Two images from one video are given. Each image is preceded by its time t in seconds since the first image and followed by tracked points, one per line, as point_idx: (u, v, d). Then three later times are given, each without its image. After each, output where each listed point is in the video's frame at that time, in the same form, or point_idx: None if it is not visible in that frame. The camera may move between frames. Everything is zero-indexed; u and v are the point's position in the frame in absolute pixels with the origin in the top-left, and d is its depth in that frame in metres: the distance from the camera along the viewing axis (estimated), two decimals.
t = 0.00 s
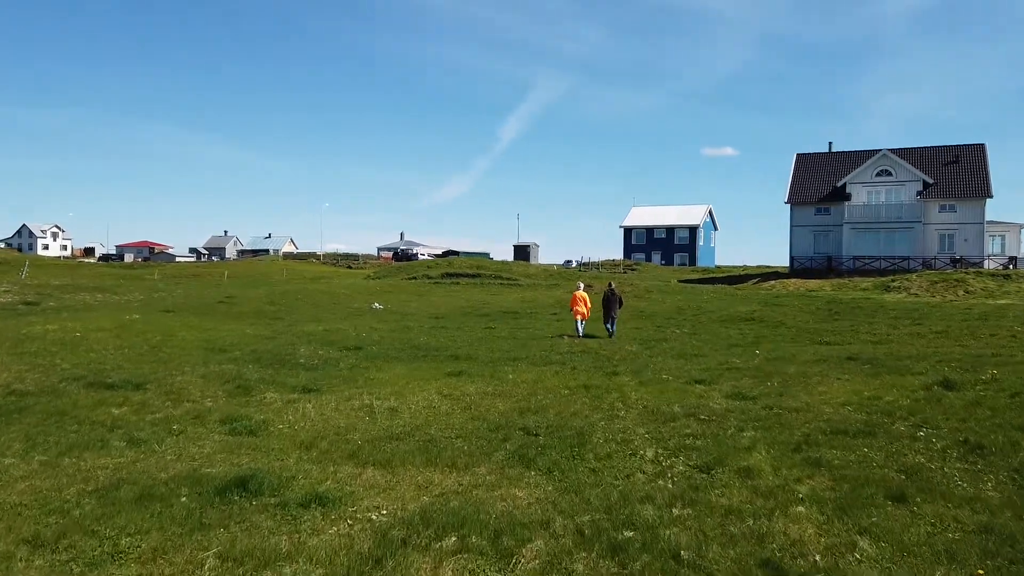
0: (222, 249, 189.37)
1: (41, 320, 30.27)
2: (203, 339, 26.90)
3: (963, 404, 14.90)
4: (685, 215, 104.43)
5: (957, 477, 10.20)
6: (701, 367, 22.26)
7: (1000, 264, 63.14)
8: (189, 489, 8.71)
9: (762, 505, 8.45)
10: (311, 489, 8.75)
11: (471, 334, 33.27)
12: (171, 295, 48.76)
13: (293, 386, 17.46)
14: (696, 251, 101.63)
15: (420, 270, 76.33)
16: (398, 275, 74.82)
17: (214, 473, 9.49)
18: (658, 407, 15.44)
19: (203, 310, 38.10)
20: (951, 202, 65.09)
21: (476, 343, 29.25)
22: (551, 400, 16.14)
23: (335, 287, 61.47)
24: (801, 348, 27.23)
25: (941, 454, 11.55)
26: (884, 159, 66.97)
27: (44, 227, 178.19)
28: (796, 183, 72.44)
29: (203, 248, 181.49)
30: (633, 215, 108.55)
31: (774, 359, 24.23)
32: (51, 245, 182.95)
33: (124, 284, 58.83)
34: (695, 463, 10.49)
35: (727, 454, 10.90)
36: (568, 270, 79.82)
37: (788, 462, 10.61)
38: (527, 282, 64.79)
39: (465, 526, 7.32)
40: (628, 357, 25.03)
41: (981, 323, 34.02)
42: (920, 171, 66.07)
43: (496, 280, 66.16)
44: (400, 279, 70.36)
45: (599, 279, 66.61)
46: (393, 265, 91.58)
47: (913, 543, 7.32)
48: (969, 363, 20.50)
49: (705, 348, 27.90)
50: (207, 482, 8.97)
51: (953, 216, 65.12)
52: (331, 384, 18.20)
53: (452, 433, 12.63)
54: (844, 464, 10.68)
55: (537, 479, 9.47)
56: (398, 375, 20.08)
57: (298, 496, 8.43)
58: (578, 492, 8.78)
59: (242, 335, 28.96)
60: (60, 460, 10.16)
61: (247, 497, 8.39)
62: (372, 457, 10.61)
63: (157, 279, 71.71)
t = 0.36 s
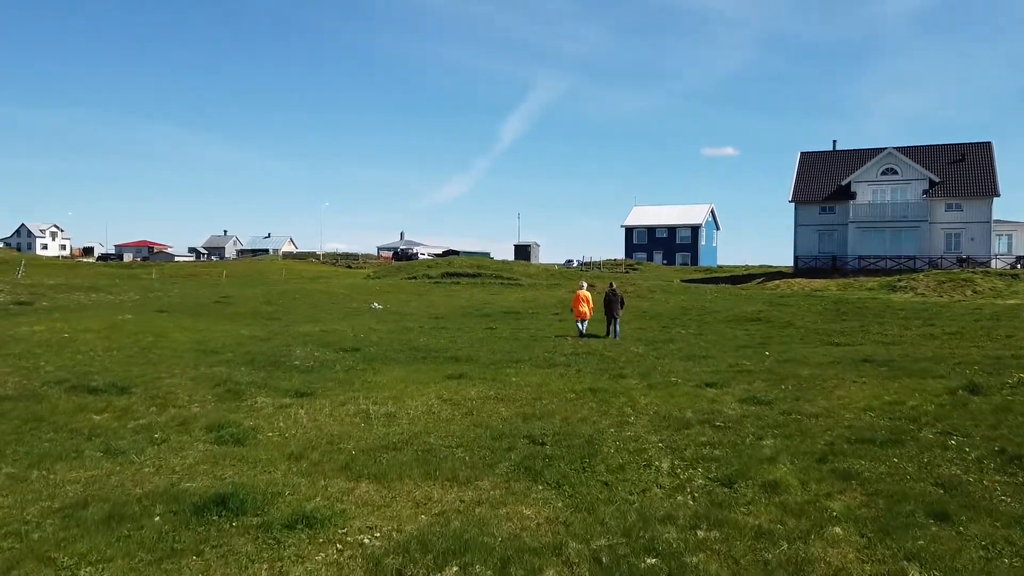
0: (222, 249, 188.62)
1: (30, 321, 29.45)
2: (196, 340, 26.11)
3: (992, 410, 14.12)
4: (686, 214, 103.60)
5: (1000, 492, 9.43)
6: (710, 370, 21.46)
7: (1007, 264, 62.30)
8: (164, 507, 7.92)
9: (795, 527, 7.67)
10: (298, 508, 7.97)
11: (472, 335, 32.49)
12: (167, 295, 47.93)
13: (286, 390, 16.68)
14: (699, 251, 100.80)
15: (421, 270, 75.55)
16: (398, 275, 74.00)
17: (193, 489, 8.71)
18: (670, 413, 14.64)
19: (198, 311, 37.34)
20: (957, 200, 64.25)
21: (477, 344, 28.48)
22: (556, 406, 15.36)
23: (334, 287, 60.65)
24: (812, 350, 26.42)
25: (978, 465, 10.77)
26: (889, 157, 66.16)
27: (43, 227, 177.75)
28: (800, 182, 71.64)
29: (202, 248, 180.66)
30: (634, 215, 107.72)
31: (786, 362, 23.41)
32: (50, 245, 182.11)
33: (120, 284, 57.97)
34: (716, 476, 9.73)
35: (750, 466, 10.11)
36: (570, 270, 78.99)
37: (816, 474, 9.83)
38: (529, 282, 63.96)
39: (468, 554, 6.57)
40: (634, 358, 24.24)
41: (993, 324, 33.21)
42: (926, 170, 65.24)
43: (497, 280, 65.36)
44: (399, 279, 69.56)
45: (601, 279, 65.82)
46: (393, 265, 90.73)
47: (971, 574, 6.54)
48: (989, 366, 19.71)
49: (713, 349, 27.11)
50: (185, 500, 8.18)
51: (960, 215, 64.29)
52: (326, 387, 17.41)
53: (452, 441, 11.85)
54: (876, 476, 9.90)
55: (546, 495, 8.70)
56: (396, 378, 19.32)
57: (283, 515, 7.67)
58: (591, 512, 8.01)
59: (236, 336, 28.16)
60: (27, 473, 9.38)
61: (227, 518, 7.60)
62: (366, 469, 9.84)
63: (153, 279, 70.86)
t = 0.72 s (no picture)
0: (228, 249, 188.48)
1: (27, 322, 28.87)
2: (196, 342, 25.48)
3: None
4: (694, 215, 102.71)
5: None
6: (725, 373, 20.70)
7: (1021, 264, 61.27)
8: (141, 528, 7.22)
9: (837, 553, 6.93)
10: (288, 529, 7.26)
11: (478, 336, 31.78)
12: (169, 296, 47.36)
13: (285, 395, 15.98)
14: (706, 251, 99.93)
15: (426, 270, 74.94)
16: (403, 276, 73.36)
17: (176, 506, 8.00)
18: (686, 420, 13.91)
19: (200, 312, 36.77)
20: (970, 200, 63.25)
21: (482, 346, 27.76)
22: (566, 412, 14.62)
23: (338, 287, 60.06)
24: (828, 352, 25.61)
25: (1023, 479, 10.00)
26: (901, 156, 65.22)
27: (49, 227, 177.98)
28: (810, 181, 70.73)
29: (208, 249, 180.51)
30: (640, 215, 106.87)
31: (803, 365, 22.63)
32: (56, 246, 182.29)
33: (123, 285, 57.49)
34: (743, 492, 8.99)
35: (779, 480, 9.37)
36: (576, 270, 78.23)
37: (852, 490, 9.07)
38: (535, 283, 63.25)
39: None
40: (645, 361, 23.48)
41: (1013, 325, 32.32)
42: (938, 169, 64.28)
43: (503, 280, 64.67)
44: (404, 280, 69.00)
45: (608, 280, 65.07)
46: (398, 265, 90.09)
47: None
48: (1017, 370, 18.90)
49: (725, 351, 26.33)
50: (165, 519, 7.48)
51: (973, 215, 63.29)
52: (326, 391, 16.72)
53: (457, 451, 11.14)
54: (917, 492, 9.13)
55: (560, 514, 7.98)
56: (399, 381, 18.61)
57: (272, 538, 6.95)
58: (611, 534, 7.28)
59: (237, 337, 27.52)
60: None
61: (209, 540, 6.89)
62: (365, 483, 9.13)
63: (157, 279, 70.40)
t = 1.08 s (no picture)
0: (230, 250, 188.07)
1: (18, 322, 28.21)
2: (189, 342, 24.79)
3: None
4: (697, 214, 101.91)
5: None
6: (736, 374, 19.95)
7: None
8: (104, 547, 6.53)
9: None
10: (266, 549, 6.55)
11: (480, 337, 31.05)
12: (168, 296, 46.73)
13: (277, 397, 15.28)
14: (710, 251, 99.11)
15: (428, 270, 74.26)
16: (404, 275, 72.70)
17: (145, 522, 7.30)
18: (699, 424, 13.18)
19: (197, 312, 36.12)
20: (979, 198, 62.35)
21: (484, 347, 27.05)
22: (572, 415, 13.92)
23: (339, 287, 59.40)
24: (840, 353, 24.82)
25: None
26: (908, 154, 64.39)
27: (52, 227, 177.75)
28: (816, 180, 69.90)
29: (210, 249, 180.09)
30: (644, 215, 106.10)
31: (815, 365, 21.88)
32: (59, 247, 182.08)
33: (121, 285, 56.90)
34: (765, 504, 8.28)
35: (804, 491, 8.64)
36: (579, 270, 77.51)
37: (884, 503, 8.35)
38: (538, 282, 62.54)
39: None
40: (652, 362, 22.73)
41: None
42: (946, 167, 63.44)
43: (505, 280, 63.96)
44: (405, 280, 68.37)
45: (612, 279, 64.37)
46: (400, 265, 89.48)
47: None
48: None
49: (734, 352, 25.56)
50: (131, 537, 6.79)
51: (982, 213, 62.40)
52: (320, 393, 16.01)
53: (456, 458, 10.43)
54: (955, 504, 8.40)
55: (567, 530, 7.28)
56: (397, 383, 17.90)
57: (246, 559, 6.26)
58: (623, 554, 6.58)
59: (233, 337, 26.85)
60: None
61: (176, 562, 6.20)
62: (355, 494, 8.43)
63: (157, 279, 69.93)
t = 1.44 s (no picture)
0: (229, 250, 187.38)
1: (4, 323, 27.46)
2: (178, 345, 24.01)
3: None
4: (698, 214, 101.19)
5: None
6: (743, 378, 19.22)
7: None
8: None
9: None
10: None
11: (478, 338, 30.28)
12: (162, 296, 46.05)
13: (263, 403, 14.53)
14: (711, 251, 98.40)
15: (427, 270, 73.47)
16: (403, 276, 71.89)
17: (97, 552, 6.57)
18: (708, 435, 12.44)
19: (189, 313, 35.36)
20: (984, 197, 61.55)
21: (482, 349, 26.31)
22: (573, 423, 13.18)
23: (337, 288, 58.68)
24: (850, 355, 24.06)
25: None
26: (913, 153, 63.63)
27: (51, 227, 177.57)
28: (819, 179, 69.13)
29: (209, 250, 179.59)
30: (644, 215, 105.38)
31: (824, 369, 21.14)
32: (58, 247, 181.69)
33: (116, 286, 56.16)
34: (786, 527, 7.55)
35: (827, 513, 7.91)
36: (579, 270, 76.76)
37: (917, 526, 7.62)
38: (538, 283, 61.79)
39: None
40: (655, 365, 21.98)
41: None
42: (951, 166, 62.68)
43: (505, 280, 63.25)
44: (405, 280, 67.75)
45: (612, 279, 63.66)
46: (399, 266, 88.78)
47: None
48: None
49: (739, 354, 24.83)
50: (80, 571, 6.07)
51: (987, 212, 61.60)
52: (309, 399, 15.26)
53: (448, 473, 9.68)
54: (992, 527, 7.68)
55: (569, 560, 6.58)
56: (389, 388, 17.15)
57: None
58: None
59: (224, 339, 26.12)
60: None
61: None
62: (335, 516, 7.69)
63: (154, 280, 69.37)
